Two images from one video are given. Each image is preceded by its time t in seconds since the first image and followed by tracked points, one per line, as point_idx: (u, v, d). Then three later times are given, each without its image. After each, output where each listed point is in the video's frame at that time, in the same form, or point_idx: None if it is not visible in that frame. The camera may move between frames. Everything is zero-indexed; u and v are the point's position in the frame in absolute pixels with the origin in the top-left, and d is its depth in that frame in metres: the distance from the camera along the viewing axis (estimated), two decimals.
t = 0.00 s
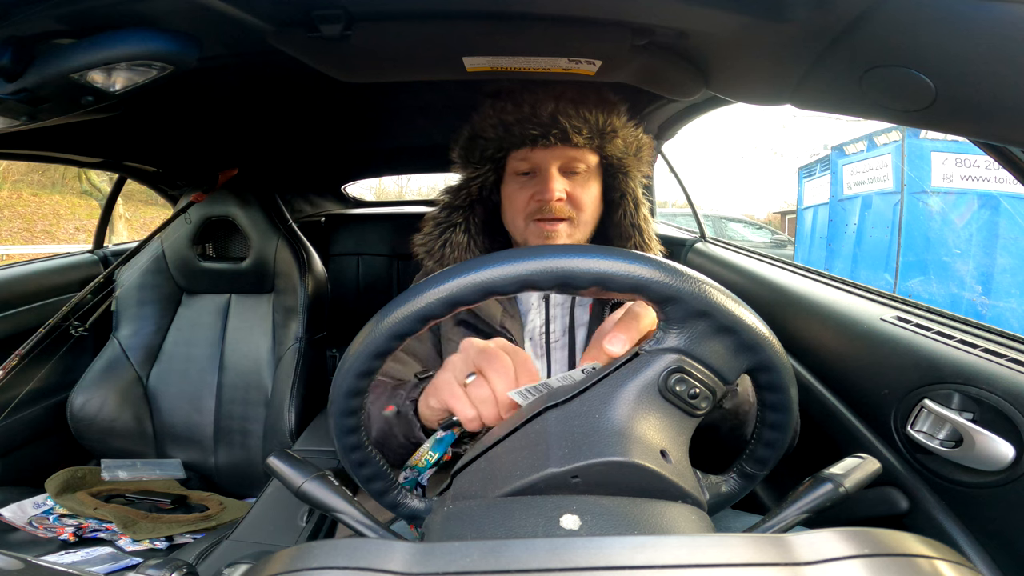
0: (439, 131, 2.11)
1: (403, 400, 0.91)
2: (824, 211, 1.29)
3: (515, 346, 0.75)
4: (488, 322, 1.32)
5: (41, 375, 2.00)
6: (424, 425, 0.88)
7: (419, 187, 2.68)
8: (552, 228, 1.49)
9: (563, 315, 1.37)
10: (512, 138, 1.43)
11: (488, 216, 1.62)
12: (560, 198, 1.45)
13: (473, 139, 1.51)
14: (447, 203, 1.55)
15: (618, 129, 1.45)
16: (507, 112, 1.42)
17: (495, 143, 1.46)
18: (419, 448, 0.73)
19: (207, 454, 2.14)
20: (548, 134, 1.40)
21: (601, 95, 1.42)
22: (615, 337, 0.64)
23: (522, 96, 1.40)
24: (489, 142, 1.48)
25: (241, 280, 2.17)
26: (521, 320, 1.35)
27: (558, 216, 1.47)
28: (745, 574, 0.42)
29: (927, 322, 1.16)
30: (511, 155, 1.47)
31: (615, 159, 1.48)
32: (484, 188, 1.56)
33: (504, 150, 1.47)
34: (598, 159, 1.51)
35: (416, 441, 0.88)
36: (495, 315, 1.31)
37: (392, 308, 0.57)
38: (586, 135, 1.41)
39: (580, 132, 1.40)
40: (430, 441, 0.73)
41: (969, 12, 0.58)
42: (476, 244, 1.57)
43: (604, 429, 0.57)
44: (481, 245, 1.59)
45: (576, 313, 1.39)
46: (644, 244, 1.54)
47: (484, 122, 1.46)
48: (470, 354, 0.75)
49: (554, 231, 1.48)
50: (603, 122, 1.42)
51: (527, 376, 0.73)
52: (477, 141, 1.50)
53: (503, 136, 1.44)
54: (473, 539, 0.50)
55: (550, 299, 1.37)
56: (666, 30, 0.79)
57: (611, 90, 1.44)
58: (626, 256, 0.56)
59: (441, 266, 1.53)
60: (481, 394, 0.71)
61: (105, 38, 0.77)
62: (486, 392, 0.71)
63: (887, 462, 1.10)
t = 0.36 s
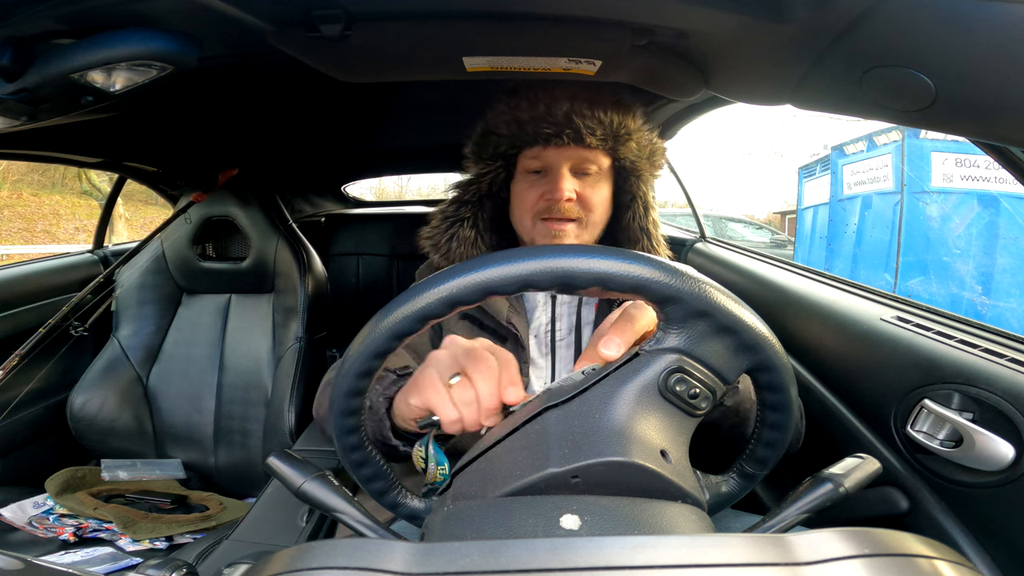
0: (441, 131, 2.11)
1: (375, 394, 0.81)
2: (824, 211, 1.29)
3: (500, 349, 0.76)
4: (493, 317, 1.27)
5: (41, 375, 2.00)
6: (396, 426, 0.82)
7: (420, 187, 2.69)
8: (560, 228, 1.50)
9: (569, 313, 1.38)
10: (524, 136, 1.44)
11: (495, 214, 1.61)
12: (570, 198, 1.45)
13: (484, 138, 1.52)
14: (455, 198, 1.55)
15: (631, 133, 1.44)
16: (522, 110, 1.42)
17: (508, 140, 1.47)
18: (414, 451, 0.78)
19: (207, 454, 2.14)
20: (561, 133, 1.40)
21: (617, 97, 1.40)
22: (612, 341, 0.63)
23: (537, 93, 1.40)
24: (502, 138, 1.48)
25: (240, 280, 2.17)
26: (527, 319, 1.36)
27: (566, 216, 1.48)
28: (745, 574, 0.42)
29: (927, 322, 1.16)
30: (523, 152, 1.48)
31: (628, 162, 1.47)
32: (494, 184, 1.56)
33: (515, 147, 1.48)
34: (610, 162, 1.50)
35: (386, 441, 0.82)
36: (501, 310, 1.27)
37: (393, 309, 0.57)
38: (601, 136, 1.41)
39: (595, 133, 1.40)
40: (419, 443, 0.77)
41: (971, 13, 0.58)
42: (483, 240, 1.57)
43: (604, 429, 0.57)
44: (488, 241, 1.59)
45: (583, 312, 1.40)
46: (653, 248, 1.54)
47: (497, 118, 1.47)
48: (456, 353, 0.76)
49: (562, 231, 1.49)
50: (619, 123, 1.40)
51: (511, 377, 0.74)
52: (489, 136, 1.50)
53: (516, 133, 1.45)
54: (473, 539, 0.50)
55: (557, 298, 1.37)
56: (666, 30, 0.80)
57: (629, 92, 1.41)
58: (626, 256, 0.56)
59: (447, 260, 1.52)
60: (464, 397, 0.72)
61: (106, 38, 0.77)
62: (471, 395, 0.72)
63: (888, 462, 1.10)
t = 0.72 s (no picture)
0: (439, 131, 2.11)
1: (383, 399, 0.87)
2: (826, 211, 1.29)
3: (514, 352, 0.75)
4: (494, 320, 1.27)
5: (41, 375, 2.00)
6: (403, 427, 0.85)
7: (420, 187, 2.69)
8: (560, 228, 1.50)
9: (570, 315, 1.38)
10: (523, 136, 1.44)
11: (493, 215, 1.61)
12: (569, 198, 1.45)
13: (483, 138, 1.52)
14: (455, 199, 1.55)
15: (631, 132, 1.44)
16: (520, 110, 1.42)
17: (506, 141, 1.48)
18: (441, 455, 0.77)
19: (207, 454, 2.14)
20: (560, 133, 1.40)
21: (617, 97, 1.40)
22: (608, 342, 0.63)
23: (534, 93, 1.40)
24: (500, 139, 1.48)
25: (240, 280, 2.17)
26: (528, 320, 1.36)
27: (566, 217, 1.48)
28: (745, 574, 0.42)
29: (927, 322, 1.16)
30: (522, 152, 1.48)
31: (626, 162, 1.47)
32: (493, 185, 1.56)
33: (514, 148, 1.48)
34: (610, 162, 1.50)
35: (395, 443, 0.85)
36: (502, 313, 1.26)
37: (392, 308, 0.57)
38: (599, 136, 1.41)
39: (594, 133, 1.40)
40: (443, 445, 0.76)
41: (969, 13, 0.58)
42: (481, 242, 1.57)
43: (604, 429, 0.57)
44: (487, 242, 1.59)
45: (584, 313, 1.40)
46: (653, 249, 1.54)
47: (496, 118, 1.47)
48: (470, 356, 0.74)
49: (562, 231, 1.49)
50: (619, 123, 1.41)
51: (525, 380, 0.74)
52: (487, 137, 1.51)
53: (514, 134, 1.45)
54: (473, 539, 0.50)
55: (558, 299, 1.37)
56: (666, 30, 0.80)
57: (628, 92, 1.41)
58: (626, 256, 0.56)
59: (446, 263, 1.52)
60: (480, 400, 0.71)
61: (105, 38, 0.77)
62: (486, 398, 0.70)
63: (888, 462, 1.10)
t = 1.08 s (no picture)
0: (440, 131, 2.11)
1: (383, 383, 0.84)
2: (824, 211, 1.29)
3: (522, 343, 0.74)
4: (495, 318, 1.27)
5: (41, 375, 2.00)
6: (401, 415, 0.83)
7: (419, 188, 2.69)
8: (561, 227, 1.50)
9: (571, 314, 1.38)
10: (524, 136, 1.44)
11: (494, 214, 1.61)
12: (570, 198, 1.45)
13: (483, 138, 1.52)
14: (455, 198, 1.55)
15: (632, 132, 1.44)
16: (521, 109, 1.42)
17: (507, 141, 1.47)
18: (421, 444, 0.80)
19: (207, 454, 2.14)
20: (561, 133, 1.40)
21: (618, 97, 1.40)
22: (610, 342, 0.63)
23: (536, 93, 1.40)
24: (501, 138, 1.48)
25: (240, 280, 2.17)
26: (529, 320, 1.36)
27: (566, 216, 1.48)
28: (745, 574, 0.42)
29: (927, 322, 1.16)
30: (523, 152, 1.48)
31: (627, 162, 1.47)
32: (494, 184, 1.56)
33: (515, 147, 1.48)
34: (611, 161, 1.50)
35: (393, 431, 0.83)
36: (504, 311, 1.26)
37: (392, 308, 0.57)
38: (601, 136, 1.41)
39: (595, 132, 1.40)
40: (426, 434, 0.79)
41: (970, 13, 0.58)
42: (483, 241, 1.57)
43: (604, 430, 0.57)
44: (489, 241, 1.59)
45: (584, 312, 1.40)
46: (654, 248, 1.54)
47: (496, 118, 1.47)
48: (476, 342, 0.73)
49: (563, 231, 1.49)
50: (620, 123, 1.41)
51: (532, 374, 0.72)
52: (488, 136, 1.51)
53: (515, 133, 1.45)
54: (473, 538, 0.50)
55: (559, 298, 1.37)
56: (666, 30, 0.80)
57: (629, 91, 1.41)
58: (626, 256, 0.56)
59: (447, 261, 1.52)
60: (483, 388, 0.71)
61: (105, 38, 0.77)
62: (489, 386, 0.71)
63: (888, 462, 1.10)
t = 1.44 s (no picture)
0: (440, 130, 2.11)
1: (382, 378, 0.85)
2: (824, 211, 1.29)
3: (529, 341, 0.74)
4: (497, 318, 1.26)
5: (40, 375, 2.00)
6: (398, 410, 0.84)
7: (419, 187, 2.69)
8: (561, 225, 1.49)
9: (571, 314, 1.38)
10: (524, 135, 1.44)
11: (494, 213, 1.61)
12: (570, 196, 1.45)
13: (484, 136, 1.52)
14: (455, 197, 1.55)
15: (632, 130, 1.44)
16: (521, 108, 1.42)
17: (507, 140, 1.48)
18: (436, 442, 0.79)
19: (207, 454, 2.14)
20: (561, 131, 1.40)
21: (619, 97, 1.38)
22: (609, 342, 0.63)
23: (536, 92, 1.39)
24: (501, 137, 1.48)
25: (240, 280, 2.17)
26: (530, 320, 1.36)
27: (567, 214, 1.48)
28: (745, 574, 0.42)
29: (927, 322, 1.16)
30: (523, 151, 1.48)
31: (628, 160, 1.47)
32: (494, 183, 1.56)
33: (515, 146, 1.48)
34: (611, 160, 1.50)
35: (391, 427, 0.84)
36: (506, 311, 1.26)
37: (392, 309, 0.57)
38: (601, 134, 1.41)
39: (595, 131, 1.40)
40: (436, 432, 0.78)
41: (970, 13, 0.58)
42: (483, 240, 1.57)
43: (605, 430, 0.57)
44: (489, 240, 1.59)
45: (585, 312, 1.40)
46: (655, 248, 1.55)
47: (497, 117, 1.47)
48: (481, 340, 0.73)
49: (563, 230, 1.48)
50: (619, 121, 1.41)
51: (537, 374, 0.72)
52: (488, 135, 1.51)
53: (515, 132, 1.45)
54: (472, 538, 0.50)
55: (559, 299, 1.37)
56: (666, 30, 0.80)
57: (629, 90, 1.41)
58: (627, 256, 0.56)
59: (447, 261, 1.52)
60: (488, 386, 0.70)
61: (105, 38, 0.77)
62: (494, 385, 0.70)
63: (888, 462, 1.10)
